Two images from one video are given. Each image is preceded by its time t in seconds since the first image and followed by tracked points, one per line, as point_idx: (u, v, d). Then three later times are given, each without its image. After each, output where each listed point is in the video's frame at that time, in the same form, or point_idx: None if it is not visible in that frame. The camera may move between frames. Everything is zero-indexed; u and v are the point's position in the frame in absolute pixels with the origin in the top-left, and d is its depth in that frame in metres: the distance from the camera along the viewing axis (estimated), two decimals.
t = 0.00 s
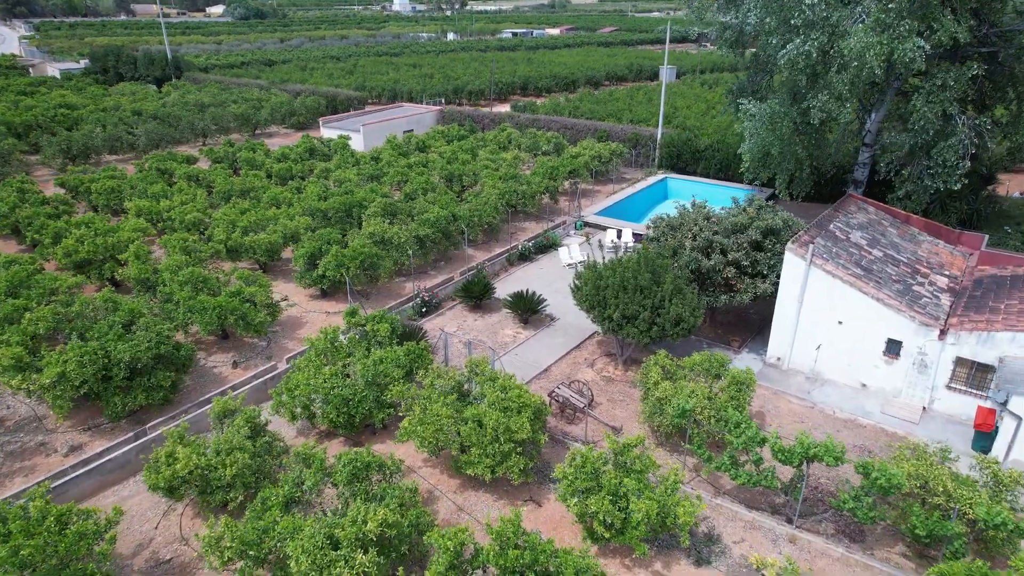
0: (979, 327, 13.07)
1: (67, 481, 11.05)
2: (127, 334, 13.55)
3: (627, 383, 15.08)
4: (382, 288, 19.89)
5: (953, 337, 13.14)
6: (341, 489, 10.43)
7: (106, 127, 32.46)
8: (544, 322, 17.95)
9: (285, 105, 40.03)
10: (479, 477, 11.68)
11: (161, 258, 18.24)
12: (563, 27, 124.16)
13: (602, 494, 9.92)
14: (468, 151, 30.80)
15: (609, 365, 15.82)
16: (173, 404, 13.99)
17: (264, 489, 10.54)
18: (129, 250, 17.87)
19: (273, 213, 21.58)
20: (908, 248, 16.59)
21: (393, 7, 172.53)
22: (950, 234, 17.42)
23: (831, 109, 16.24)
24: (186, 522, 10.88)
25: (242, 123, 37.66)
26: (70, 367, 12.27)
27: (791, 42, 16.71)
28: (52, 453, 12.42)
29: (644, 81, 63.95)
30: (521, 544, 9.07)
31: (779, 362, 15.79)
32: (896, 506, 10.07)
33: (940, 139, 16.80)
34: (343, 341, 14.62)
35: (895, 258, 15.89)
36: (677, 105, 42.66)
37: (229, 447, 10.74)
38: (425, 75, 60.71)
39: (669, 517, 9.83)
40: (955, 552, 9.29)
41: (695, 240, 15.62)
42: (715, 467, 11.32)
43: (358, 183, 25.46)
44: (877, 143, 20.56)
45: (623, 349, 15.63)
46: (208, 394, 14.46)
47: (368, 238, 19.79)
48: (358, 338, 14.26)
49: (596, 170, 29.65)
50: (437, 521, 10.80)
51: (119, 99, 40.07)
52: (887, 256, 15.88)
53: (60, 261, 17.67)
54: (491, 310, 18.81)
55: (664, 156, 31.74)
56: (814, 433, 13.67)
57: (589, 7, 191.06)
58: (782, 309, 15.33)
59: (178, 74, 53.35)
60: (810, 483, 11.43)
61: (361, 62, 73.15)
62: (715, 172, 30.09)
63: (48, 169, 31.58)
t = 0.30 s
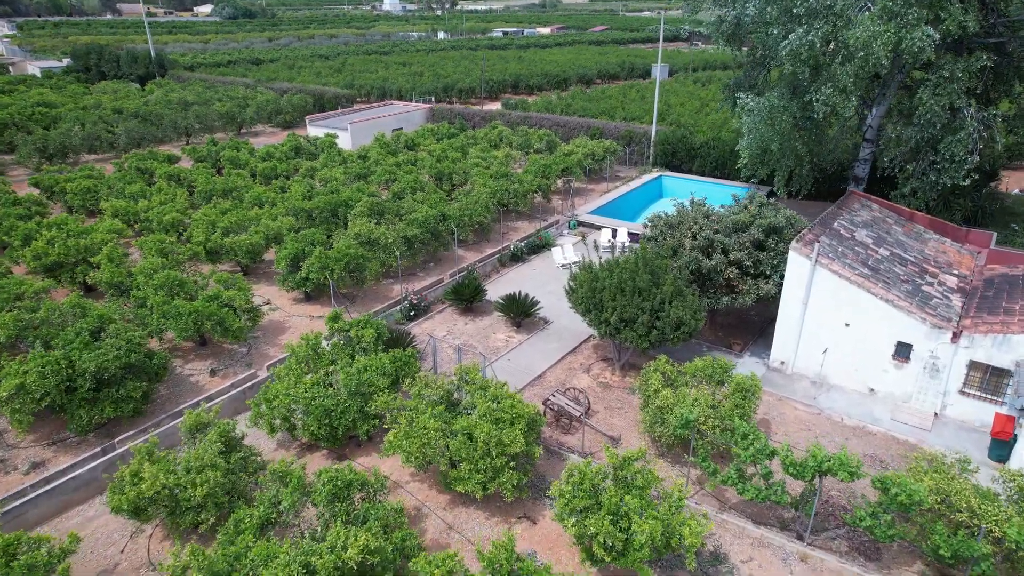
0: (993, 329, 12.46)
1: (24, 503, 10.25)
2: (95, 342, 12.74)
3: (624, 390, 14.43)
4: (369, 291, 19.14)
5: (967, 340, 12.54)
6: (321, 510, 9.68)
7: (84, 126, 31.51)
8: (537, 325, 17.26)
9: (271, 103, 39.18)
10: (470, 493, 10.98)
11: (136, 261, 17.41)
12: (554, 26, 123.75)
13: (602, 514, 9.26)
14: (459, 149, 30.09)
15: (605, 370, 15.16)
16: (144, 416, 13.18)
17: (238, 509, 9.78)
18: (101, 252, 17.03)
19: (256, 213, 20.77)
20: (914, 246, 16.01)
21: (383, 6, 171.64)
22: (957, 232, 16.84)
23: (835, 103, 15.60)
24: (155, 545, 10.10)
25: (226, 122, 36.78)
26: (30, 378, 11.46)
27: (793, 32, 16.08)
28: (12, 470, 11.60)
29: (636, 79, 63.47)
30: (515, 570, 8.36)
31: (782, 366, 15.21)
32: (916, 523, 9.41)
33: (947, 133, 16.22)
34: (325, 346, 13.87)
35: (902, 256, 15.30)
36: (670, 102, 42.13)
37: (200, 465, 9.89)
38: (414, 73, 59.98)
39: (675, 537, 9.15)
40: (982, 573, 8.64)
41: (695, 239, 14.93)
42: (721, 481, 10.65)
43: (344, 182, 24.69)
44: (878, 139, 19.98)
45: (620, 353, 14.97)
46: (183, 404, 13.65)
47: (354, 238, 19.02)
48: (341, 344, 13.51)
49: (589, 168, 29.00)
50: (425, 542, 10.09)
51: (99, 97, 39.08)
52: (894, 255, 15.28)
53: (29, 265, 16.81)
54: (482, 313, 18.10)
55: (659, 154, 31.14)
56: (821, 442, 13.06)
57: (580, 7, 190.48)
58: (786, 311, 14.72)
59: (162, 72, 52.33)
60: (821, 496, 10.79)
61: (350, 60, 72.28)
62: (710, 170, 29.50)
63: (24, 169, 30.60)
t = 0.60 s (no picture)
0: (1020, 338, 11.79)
1: None
2: (69, 351, 12.02)
3: (629, 401, 13.78)
4: (362, 295, 18.45)
5: (992, 349, 11.87)
6: (305, 536, 8.98)
7: (73, 125, 30.78)
8: (537, 331, 16.58)
9: (266, 101, 38.46)
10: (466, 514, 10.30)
11: (119, 264, 16.69)
12: (554, 25, 123.09)
13: (608, 542, 8.70)
14: (456, 148, 29.40)
15: (608, 379, 14.51)
16: (122, 430, 12.48)
17: (215, 535, 9.08)
18: (82, 256, 16.32)
19: (245, 214, 20.07)
20: (931, 249, 15.32)
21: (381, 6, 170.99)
22: (975, 234, 16.16)
23: (849, 99, 14.85)
24: (127, 572, 9.40)
25: (219, 121, 36.06)
26: None
27: (805, 25, 15.39)
28: None
29: (637, 77, 62.76)
30: None
31: (794, 375, 14.55)
32: (947, 551, 8.72)
33: (967, 131, 15.52)
34: (314, 355, 13.17)
35: (919, 260, 14.61)
36: (672, 100, 41.43)
37: (174, 488, 9.16)
38: (412, 71, 59.36)
39: (686, 567, 8.46)
40: None
41: (703, 242, 14.22)
42: (734, 502, 9.96)
43: (338, 182, 24.00)
44: (889, 138, 19.29)
45: (624, 362, 14.32)
46: (164, 416, 12.93)
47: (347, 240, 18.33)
48: (331, 353, 12.80)
49: (590, 167, 28.30)
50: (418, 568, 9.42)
51: (90, 95, 38.36)
52: (910, 258, 14.60)
53: (7, 269, 16.10)
54: (480, 318, 17.42)
55: (661, 153, 30.46)
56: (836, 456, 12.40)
57: (580, 4, 190.63)
58: (798, 317, 14.05)
59: (156, 70, 51.58)
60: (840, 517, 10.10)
61: (347, 59, 71.60)
62: (714, 170, 28.83)
63: (11, 168, 29.88)
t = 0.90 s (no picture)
0: None
1: None
2: (43, 363, 11.36)
3: (634, 413, 13.18)
4: (357, 300, 17.82)
5: (1019, 360, 11.24)
6: (289, 566, 8.35)
7: (63, 124, 30.12)
8: (538, 338, 15.96)
9: (261, 100, 37.79)
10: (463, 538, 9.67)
11: (103, 268, 16.05)
12: (554, 25, 122.41)
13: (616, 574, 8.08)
14: (455, 148, 28.77)
15: (613, 391, 13.91)
16: (101, 444, 11.84)
17: (192, 565, 8.43)
18: (64, 259, 15.67)
19: (236, 216, 19.43)
20: (949, 253, 14.67)
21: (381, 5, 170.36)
22: (994, 237, 15.52)
23: (866, 96, 14.24)
24: None
25: (214, 120, 35.40)
26: None
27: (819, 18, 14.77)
28: None
29: (638, 76, 62.10)
30: None
31: (807, 385, 13.91)
32: None
33: (987, 130, 14.88)
34: (304, 365, 12.53)
35: (938, 264, 13.95)
36: (675, 99, 40.77)
37: (149, 513, 8.48)
38: (411, 71, 58.74)
39: None
40: None
41: (712, 246, 13.57)
42: (749, 526, 9.34)
43: (333, 182, 23.35)
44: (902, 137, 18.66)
45: (630, 372, 13.70)
46: (146, 430, 12.29)
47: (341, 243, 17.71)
48: (321, 364, 12.17)
49: (592, 167, 27.66)
50: None
51: (83, 94, 37.72)
52: (929, 263, 13.94)
53: None
54: (479, 324, 16.78)
55: (664, 153, 29.82)
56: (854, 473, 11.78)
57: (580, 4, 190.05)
58: (812, 325, 13.41)
59: (151, 69, 50.91)
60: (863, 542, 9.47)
61: (346, 58, 70.94)
62: (718, 170, 28.19)
63: None
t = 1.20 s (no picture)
0: None
1: None
2: (15, 373, 10.72)
3: (640, 425, 12.58)
4: (351, 304, 17.19)
5: None
6: None
7: (53, 122, 29.46)
8: (539, 345, 15.35)
9: (257, 99, 37.12)
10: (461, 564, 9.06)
11: (86, 272, 15.42)
12: (554, 24, 121.84)
13: None
14: (454, 147, 28.14)
15: (618, 401, 13.30)
16: (77, 459, 11.23)
17: None
18: (45, 263, 15.04)
19: (226, 217, 18.81)
20: (969, 256, 14.03)
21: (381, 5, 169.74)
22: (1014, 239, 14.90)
23: (883, 91, 13.80)
24: None
25: (209, 119, 34.75)
26: None
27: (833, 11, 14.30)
28: None
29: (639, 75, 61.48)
30: None
31: (821, 395, 13.20)
32: None
33: (1010, 127, 14.29)
34: (293, 375, 11.92)
35: (958, 268, 13.32)
36: (677, 98, 40.18)
37: (119, 540, 7.84)
38: (410, 70, 58.14)
39: None
40: None
41: (721, 249, 12.94)
42: (766, 552, 8.73)
43: (328, 182, 22.73)
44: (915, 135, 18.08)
45: (635, 382, 13.10)
46: (126, 443, 11.66)
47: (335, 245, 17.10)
48: (311, 374, 11.55)
49: (594, 167, 27.03)
50: None
51: (75, 93, 37.05)
52: (948, 267, 13.30)
53: None
54: (477, 331, 16.16)
55: (667, 152, 29.19)
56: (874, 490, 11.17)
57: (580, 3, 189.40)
58: (826, 331, 12.76)
59: (146, 68, 50.23)
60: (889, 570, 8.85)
61: (344, 57, 70.26)
62: (723, 170, 27.59)
63: None
